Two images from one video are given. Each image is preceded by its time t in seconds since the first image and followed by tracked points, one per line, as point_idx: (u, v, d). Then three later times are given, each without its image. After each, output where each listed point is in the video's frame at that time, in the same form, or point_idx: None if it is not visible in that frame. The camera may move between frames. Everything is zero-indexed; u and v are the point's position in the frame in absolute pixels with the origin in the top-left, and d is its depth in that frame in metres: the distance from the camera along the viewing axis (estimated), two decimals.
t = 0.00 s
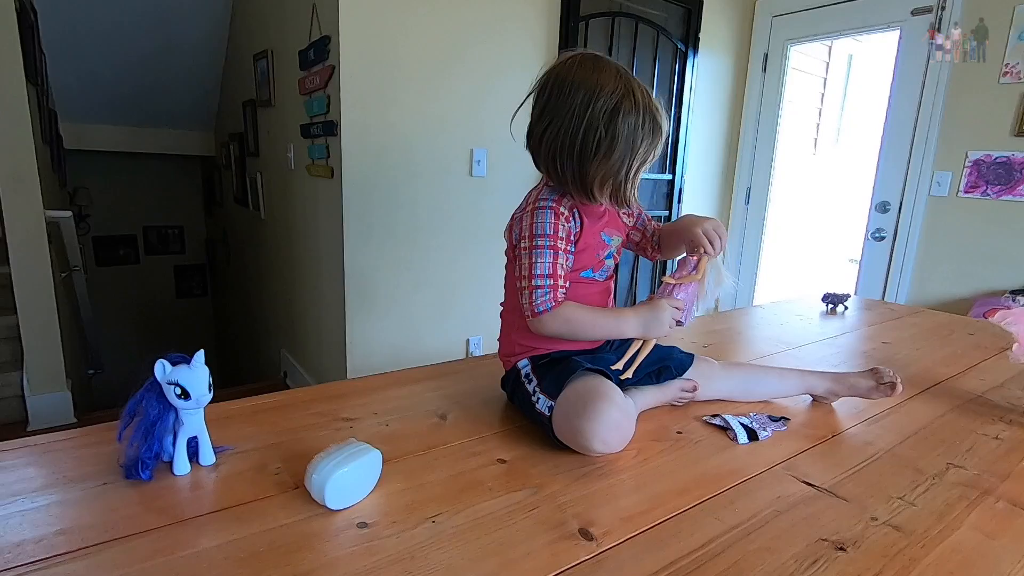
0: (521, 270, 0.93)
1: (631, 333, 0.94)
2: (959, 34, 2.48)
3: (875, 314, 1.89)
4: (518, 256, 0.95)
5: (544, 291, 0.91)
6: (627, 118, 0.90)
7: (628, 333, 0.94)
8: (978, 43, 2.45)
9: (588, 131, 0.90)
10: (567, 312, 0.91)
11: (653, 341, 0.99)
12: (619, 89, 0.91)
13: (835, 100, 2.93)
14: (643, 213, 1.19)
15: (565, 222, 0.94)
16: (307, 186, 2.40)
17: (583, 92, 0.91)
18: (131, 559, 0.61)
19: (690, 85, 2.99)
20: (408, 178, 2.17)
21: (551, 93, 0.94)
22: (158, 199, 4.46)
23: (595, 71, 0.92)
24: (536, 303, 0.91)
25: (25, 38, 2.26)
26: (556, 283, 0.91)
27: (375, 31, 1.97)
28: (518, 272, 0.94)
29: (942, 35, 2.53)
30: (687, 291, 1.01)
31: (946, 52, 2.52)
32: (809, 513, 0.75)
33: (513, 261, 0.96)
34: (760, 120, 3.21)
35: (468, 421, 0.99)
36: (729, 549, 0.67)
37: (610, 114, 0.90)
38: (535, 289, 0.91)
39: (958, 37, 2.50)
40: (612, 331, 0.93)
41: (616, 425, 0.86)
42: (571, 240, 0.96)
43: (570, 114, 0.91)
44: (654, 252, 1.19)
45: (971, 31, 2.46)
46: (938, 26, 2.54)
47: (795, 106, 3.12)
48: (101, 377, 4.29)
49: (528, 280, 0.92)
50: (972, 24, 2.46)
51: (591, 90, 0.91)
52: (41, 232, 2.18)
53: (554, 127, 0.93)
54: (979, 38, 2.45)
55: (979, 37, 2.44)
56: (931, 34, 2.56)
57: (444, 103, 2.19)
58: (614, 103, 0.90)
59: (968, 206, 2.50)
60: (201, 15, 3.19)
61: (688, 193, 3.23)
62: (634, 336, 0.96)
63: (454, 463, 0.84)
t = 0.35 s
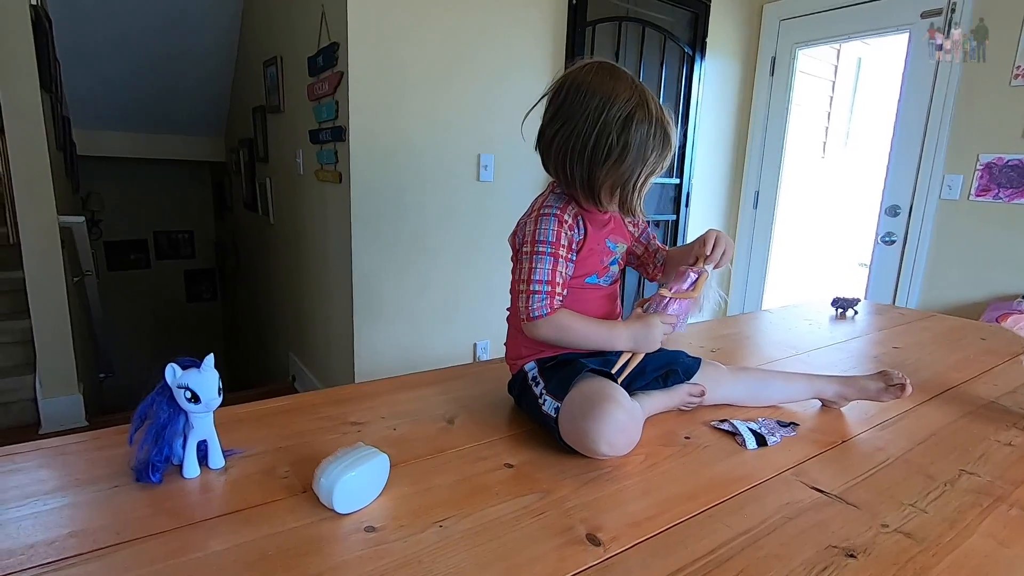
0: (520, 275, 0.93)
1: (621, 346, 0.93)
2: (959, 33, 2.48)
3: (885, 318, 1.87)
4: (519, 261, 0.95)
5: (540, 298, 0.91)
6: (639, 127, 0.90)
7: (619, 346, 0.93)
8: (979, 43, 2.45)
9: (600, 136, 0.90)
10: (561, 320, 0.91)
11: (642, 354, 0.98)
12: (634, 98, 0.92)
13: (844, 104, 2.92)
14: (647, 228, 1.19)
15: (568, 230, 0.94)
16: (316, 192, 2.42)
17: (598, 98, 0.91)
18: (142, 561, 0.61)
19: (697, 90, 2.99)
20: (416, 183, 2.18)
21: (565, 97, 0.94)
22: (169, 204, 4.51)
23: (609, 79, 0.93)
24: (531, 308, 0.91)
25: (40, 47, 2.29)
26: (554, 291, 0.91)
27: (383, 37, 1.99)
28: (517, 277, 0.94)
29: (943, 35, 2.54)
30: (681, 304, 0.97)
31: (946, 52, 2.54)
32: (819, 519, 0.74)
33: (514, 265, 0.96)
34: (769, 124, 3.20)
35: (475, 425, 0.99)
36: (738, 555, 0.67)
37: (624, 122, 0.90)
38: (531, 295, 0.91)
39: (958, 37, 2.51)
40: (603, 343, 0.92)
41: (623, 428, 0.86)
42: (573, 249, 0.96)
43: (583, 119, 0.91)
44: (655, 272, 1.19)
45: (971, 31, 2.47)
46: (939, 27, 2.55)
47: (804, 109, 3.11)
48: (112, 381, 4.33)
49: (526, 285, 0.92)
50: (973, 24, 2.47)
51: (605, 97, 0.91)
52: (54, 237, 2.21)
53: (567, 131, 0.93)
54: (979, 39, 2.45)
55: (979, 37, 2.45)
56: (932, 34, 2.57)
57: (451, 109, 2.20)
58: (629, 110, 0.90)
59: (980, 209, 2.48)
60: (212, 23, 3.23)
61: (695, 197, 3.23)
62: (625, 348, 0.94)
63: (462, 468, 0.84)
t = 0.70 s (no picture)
0: (524, 276, 0.94)
1: (620, 355, 0.92)
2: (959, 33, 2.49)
3: (895, 323, 1.86)
4: (524, 262, 0.95)
5: (543, 299, 0.91)
6: (647, 133, 0.91)
7: (616, 354, 0.92)
8: (979, 42, 2.46)
9: (609, 144, 0.90)
10: (563, 322, 0.91)
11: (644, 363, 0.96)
12: (640, 104, 0.92)
13: (851, 107, 2.91)
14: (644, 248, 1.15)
15: (573, 234, 0.94)
16: (323, 198, 2.43)
17: (604, 106, 0.92)
18: (151, 566, 0.62)
19: (703, 94, 2.99)
20: (422, 188, 2.19)
21: (571, 107, 0.95)
22: (178, 211, 4.54)
23: (614, 88, 0.93)
24: (534, 309, 0.91)
25: (52, 56, 2.33)
26: (557, 292, 0.91)
27: (390, 44, 2.00)
28: (521, 278, 0.94)
29: (943, 35, 2.56)
30: (683, 313, 0.96)
31: (947, 52, 2.55)
32: (830, 526, 0.74)
33: (519, 266, 0.96)
34: (775, 127, 3.20)
35: (483, 431, 0.99)
36: (747, 562, 0.66)
37: (631, 129, 0.90)
38: (535, 296, 0.91)
39: (957, 36, 2.51)
40: (601, 349, 0.91)
41: (629, 432, 0.86)
42: (578, 252, 0.96)
43: (590, 128, 0.92)
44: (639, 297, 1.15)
45: (972, 30, 2.47)
46: (939, 26, 2.56)
47: (811, 113, 3.10)
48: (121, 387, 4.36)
49: (530, 286, 0.92)
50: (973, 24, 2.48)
51: (611, 105, 0.91)
52: (65, 244, 2.23)
53: (574, 141, 0.93)
54: (980, 38, 2.46)
55: (979, 37, 2.46)
56: (931, 34, 2.58)
57: (458, 114, 2.21)
58: (636, 116, 0.91)
59: (990, 213, 2.46)
60: (221, 32, 3.26)
61: (702, 202, 3.22)
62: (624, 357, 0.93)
63: (469, 473, 0.84)
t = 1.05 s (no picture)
0: (524, 281, 0.94)
1: (620, 359, 0.92)
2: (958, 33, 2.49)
3: (903, 328, 1.84)
4: (524, 268, 0.95)
5: (543, 304, 0.91)
6: (652, 137, 0.91)
7: (617, 360, 0.92)
8: (981, 42, 2.46)
9: (615, 148, 0.91)
10: (562, 329, 0.91)
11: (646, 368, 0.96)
12: (643, 109, 0.93)
13: (856, 111, 2.90)
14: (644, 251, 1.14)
15: (573, 239, 0.95)
16: (329, 206, 2.44)
17: (608, 111, 0.92)
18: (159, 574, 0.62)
19: (708, 100, 3.00)
20: (428, 196, 2.20)
21: (573, 114, 0.95)
22: (186, 220, 4.58)
23: (615, 94, 0.94)
24: (533, 314, 0.91)
25: (63, 68, 2.36)
26: (556, 298, 0.91)
27: (396, 52, 2.02)
28: (521, 284, 0.94)
29: (944, 35, 2.56)
30: (679, 314, 0.94)
31: (947, 52, 2.55)
32: (839, 534, 0.73)
33: (520, 272, 0.97)
34: (780, 132, 3.20)
35: (488, 438, 0.99)
36: (756, 570, 0.66)
37: (636, 133, 0.91)
38: (534, 301, 0.91)
39: (958, 36, 2.52)
40: (600, 355, 0.91)
41: (634, 436, 0.85)
42: (578, 258, 0.96)
43: (595, 134, 0.92)
44: (636, 304, 1.13)
45: (973, 30, 2.48)
46: (939, 27, 2.56)
47: (815, 117, 3.10)
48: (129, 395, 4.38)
49: (529, 292, 0.92)
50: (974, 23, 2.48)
51: (615, 111, 0.92)
52: (75, 253, 2.25)
53: (579, 147, 0.93)
54: (981, 38, 2.46)
55: (980, 37, 2.46)
56: (932, 34, 2.58)
57: (463, 122, 2.23)
58: (640, 121, 0.92)
59: (999, 217, 2.44)
60: (228, 42, 3.30)
61: (707, 207, 3.21)
62: (624, 363, 0.93)
63: (475, 481, 0.84)
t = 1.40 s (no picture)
0: (518, 291, 0.94)
1: (616, 365, 0.92)
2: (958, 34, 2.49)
3: (902, 333, 1.84)
4: (518, 278, 0.96)
5: (537, 314, 0.91)
6: (643, 138, 0.92)
7: (614, 365, 0.92)
8: (979, 43, 2.46)
9: (608, 152, 0.92)
10: (559, 336, 0.91)
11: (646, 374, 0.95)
12: (632, 112, 0.94)
13: (852, 116, 2.92)
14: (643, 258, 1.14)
15: (566, 248, 0.95)
16: (328, 216, 2.45)
17: (598, 117, 0.93)
18: None
19: (704, 106, 3.02)
20: (426, 204, 2.20)
21: (564, 123, 0.96)
22: (186, 231, 4.59)
23: (603, 100, 0.95)
24: (528, 324, 0.92)
25: (63, 81, 2.38)
26: (550, 308, 0.92)
27: (394, 62, 2.04)
28: (516, 293, 0.95)
29: (943, 36, 2.56)
30: (680, 322, 0.96)
31: (947, 52, 2.55)
32: (840, 540, 0.73)
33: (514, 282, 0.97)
34: (777, 139, 3.21)
35: (489, 446, 0.99)
36: None
37: (627, 136, 0.92)
38: (528, 311, 0.92)
39: (957, 37, 2.52)
40: (597, 361, 0.91)
41: (634, 443, 0.85)
42: (572, 266, 0.96)
43: (587, 140, 0.93)
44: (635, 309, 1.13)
45: (972, 31, 2.48)
46: (938, 28, 2.56)
47: (812, 123, 3.11)
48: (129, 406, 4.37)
49: (523, 302, 0.92)
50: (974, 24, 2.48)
51: (603, 116, 0.93)
52: (74, 265, 2.25)
53: (571, 155, 0.94)
54: (980, 38, 2.46)
55: (979, 37, 2.46)
56: (932, 34, 2.58)
57: (461, 131, 2.24)
58: (629, 124, 0.92)
59: (996, 220, 2.45)
60: (228, 53, 3.32)
61: (705, 213, 3.22)
62: (622, 368, 0.93)
63: (476, 489, 0.84)
